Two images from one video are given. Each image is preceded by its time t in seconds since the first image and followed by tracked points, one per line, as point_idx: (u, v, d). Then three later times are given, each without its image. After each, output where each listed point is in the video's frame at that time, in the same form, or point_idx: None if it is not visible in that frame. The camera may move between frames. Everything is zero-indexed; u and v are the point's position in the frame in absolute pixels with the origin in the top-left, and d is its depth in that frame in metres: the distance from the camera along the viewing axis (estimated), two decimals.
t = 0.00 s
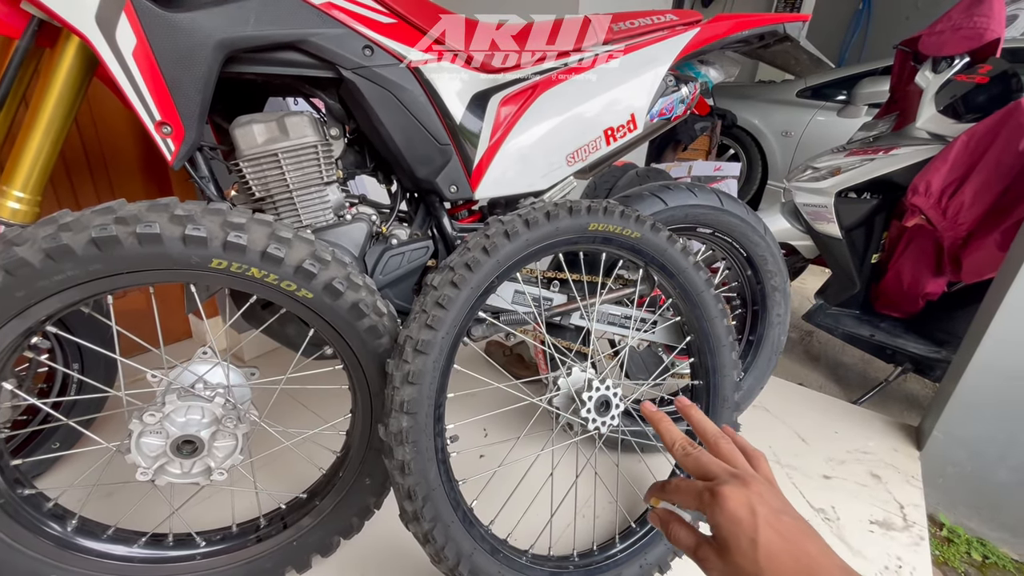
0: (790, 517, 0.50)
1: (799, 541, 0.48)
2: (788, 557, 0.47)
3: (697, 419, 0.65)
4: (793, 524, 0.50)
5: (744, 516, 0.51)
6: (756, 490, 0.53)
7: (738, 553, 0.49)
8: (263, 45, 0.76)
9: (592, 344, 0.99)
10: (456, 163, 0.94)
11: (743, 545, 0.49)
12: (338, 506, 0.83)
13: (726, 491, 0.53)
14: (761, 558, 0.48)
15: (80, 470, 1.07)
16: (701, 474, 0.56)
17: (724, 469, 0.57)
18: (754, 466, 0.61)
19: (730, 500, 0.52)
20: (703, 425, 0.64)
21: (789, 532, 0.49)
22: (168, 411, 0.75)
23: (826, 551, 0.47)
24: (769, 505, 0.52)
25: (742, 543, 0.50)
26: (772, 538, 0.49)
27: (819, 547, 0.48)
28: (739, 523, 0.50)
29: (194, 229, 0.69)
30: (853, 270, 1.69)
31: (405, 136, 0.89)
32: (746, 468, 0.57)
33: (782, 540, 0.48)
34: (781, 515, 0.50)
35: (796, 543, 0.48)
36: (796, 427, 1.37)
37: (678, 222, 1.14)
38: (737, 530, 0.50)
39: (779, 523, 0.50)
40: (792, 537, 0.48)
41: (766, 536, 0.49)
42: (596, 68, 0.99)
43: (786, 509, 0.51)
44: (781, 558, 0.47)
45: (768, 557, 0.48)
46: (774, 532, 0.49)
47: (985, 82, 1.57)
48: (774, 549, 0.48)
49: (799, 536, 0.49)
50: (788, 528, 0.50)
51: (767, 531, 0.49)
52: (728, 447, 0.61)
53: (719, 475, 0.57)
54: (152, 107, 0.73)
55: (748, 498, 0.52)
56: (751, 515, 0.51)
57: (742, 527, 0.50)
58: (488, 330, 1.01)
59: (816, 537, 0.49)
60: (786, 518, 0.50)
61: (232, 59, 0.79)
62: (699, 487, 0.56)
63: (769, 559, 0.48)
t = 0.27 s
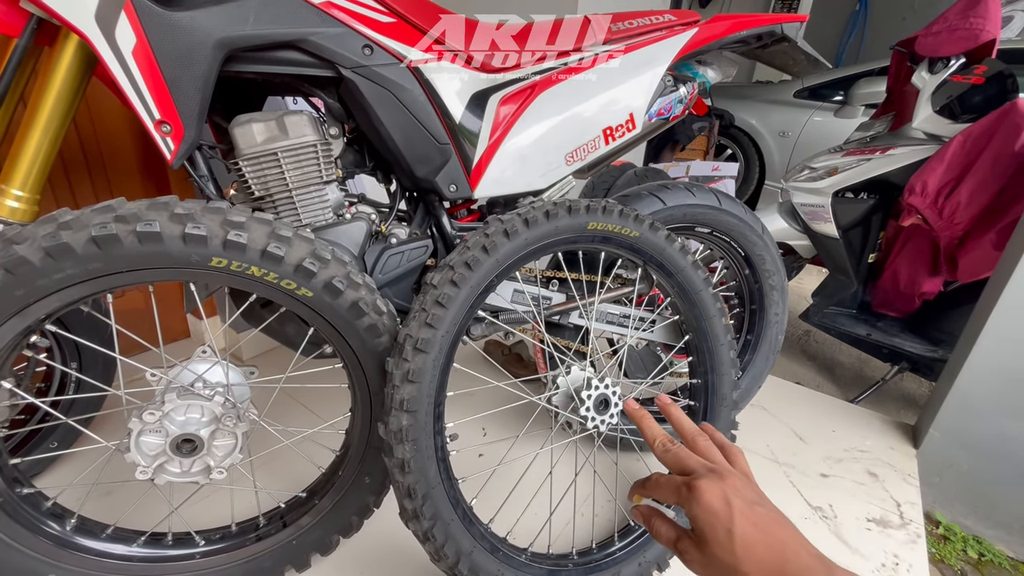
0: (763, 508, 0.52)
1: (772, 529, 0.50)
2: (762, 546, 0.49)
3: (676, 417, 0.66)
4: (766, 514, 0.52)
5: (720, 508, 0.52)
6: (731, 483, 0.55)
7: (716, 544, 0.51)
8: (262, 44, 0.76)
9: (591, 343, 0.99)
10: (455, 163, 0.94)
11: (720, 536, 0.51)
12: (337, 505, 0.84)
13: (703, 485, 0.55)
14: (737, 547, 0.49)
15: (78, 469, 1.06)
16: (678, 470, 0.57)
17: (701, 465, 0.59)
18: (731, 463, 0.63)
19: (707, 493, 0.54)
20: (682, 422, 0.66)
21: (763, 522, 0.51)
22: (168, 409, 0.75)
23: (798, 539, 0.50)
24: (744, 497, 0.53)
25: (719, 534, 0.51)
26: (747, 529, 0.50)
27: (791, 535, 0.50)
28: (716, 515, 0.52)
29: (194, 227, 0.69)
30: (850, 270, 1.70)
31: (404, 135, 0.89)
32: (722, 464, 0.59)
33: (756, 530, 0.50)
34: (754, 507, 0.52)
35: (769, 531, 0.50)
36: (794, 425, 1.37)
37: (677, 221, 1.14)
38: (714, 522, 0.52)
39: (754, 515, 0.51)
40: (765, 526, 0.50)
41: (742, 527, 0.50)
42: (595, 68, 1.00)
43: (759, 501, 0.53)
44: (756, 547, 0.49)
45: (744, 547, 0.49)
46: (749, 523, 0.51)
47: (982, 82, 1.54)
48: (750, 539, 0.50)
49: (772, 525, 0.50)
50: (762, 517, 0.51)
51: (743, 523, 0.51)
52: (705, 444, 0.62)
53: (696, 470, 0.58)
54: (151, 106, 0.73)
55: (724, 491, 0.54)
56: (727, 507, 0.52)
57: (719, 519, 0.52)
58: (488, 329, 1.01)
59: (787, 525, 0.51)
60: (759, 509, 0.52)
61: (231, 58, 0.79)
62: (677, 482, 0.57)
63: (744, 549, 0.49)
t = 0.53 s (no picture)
0: (758, 508, 0.52)
1: (769, 530, 0.50)
2: (759, 546, 0.49)
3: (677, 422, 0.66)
4: (762, 515, 0.51)
5: (715, 508, 0.52)
6: (726, 484, 0.55)
7: (711, 544, 0.50)
8: (258, 40, 0.76)
9: (590, 342, 0.99)
10: (453, 160, 0.93)
11: (716, 536, 0.50)
12: (334, 505, 0.83)
13: (697, 486, 0.55)
14: (733, 548, 0.49)
15: (72, 470, 1.05)
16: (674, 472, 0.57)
17: (698, 468, 0.59)
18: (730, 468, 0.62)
19: (701, 494, 0.54)
20: (682, 427, 0.66)
21: (759, 522, 0.50)
22: (162, 409, 0.74)
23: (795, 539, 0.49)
24: (740, 498, 0.53)
25: (715, 535, 0.51)
26: (743, 529, 0.50)
27: (787, 534, 0.49)
28: (711, 516, 0.52)
29: (189, 224, 0.68)
30: (849, 269, 1.70)
31: (402, 132, 0.88)
32: (720, 466, 0.59)
33: (752, 530, 0.50)
34: (750, 507, 0.52)
35: (765, 531, 0.50)
36: (793, 424, 1.37)
37: (676, 219, 1.14)
38: (710, 522, 0.51)
39: (750, 515, 0.51)
40: (761, 527, 0.50)
41: (738, 527, 0.50)
42: (595, 66, 0.99)
43: (756, 502, 0.53)
44: (751, 547, 0.49)
45: (740, 546, 0.49)
46: (744, 523, 0.50)
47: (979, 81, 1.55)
48: (745, 539, 0.49)
49: (767, 525, 0.50)
50: (758, 517, 0.51)
51: (739, 523, 0.50)
52: (703, 449, 0.62)
53: (692, 472, 0.58)
54: (146, 102, 0.72)
55: (719, 492, 0.53)
56: (722, 507, 0.52)
57: (714, 520, 0.51)
58: (486, 328, 1.00)
59: (784, 526, 0.50)
60: (754, 509, 0.52)
61: (227, 54, 0.78)
62: (674, 484, 0.57)
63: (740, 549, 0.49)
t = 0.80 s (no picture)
0: (758, 511, 0.51)
1: (770, 533, 0.49)
2: (759, 549, 0.48)
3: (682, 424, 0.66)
4: (764, 518, 0.51)
5: (715, 510, 0.52)
6: (727, 487, 0.54)
7: (709, 544, 0.50)
8: (253, 39, 0.75)
9: (587, 343, 0.98)
10: (450, 160, 0.92)
11: (715, 537, 0.50)
12: (331, 508, 0.82)
13: (697, 487, 0.54)
14: (732, 548, 0.49)
15: (64, 474, 1.04)
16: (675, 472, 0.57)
17: (698, 469, 0.59)
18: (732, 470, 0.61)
19: (701, 496, 0.53)
20: (685, 427, 0.66)
21: (759, 524, 0.50)
22: (156, 412, 0.73)
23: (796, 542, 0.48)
24: (741, 500, 0.53)
25: (714, 535, 0.50)
26: (743, 531, 0.50)
27: (787, 537, 0.49)
28: (711, 517, 0.51)
29: (182, 225, 0.67)
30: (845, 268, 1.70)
31: (399, 132, 0.88)
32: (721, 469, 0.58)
33: (752, 532, 0.49)
34: (751, 509, 0.51)
35: (765, 533, 0.49)
36: (790, 424, 1.37)
37: (673, 220, 1.13)
38: (709, 523, 0.51)
39: (751, 517, 0.51)
40: (761, 529, 0.49)
41: (738, 529, 0.50)
42: (595, 65, 0.99)
43: (757, 505, 0.52)
44: (750, 548, 0.48)
45: (739, 547, 0.49)
46: (744, 525, 0.50)
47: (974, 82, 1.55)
48: (744, 541, 0.49)
49: (768, 528, 0.49)
50: (758, 520, 0.51)
51: (739, 525, 0.50)
52: (705, 452, 0.62)
53: (693, 474, 0.58)
54: (138, 100, 0.71)
55: (720, 494, 0.53)
56: (722, 509, 0.52)
57: (713, 521, 0.51)
58: (483, 328, 0.99)
59: (786, 530, 0.50)
60: (755, 512, 0.51)
61: (221, 52, 0.77)
62: (674, 484, 0.57)
63: (740, 550, 0.48)
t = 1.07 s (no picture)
0: (788, 499, 0.51)
1: (794, 524, 0.50)
2: (779, 537, 0.49)
3: (736, 393, 0.60)
4: (793, 507, 0.51)
5: (744, 489, 0.52)
6: (762, 470, 0.53)
7: (732, 519, 0.51)
8: (248, 41, 0.75)
9: (584, 344, 0.99)
10: (446, 162, 0.92)
11: (738, 514, 0.51)
12: (327, 511, 0.82)
13: (732, 462, 0.54)
14: (754, 532, 0.50)
15: (59, 477, 1.04)
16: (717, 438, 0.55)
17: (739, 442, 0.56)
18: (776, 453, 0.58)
19: (733, 473, 0.53)
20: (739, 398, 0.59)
21: (785, 513, 0.51)
22: (151, 415, 0.73)
23: (819, 538, 0.50)
24: (773, 485, 0.52)
25: (739, 512, 0.51)
26: (768, 517, 0.50)
27: (811, 533, 0.50)
28: (740, 498, 0.52)
29: (177, 228, 0.67)
30: (840, 269, 1.71)
31: (394, 134, 0.88)
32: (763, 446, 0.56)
33: (776, 519, 0.50)
34: (782, 498, 0.51)
35: (789, 523, 0.50)
36: (785, 424, 1.38)
37: (669, 221, 1.14)
38: (735, 499, 0.52)
39: (779, 505, 0.51)
40: (786, 519, 0.50)
41: (762, 515, 0.51)
42: (595, 66, 0.99)
43: (788, 492, 0.52)
44: (771, 534, 0.50)
45: (760, 530, 0.50)
46: (769, 510, 0.51)
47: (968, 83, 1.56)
48: (767, 523, 0.50)
49: (794, 519, 0.50)
50: (785, 509, 0.51)
51: (765, 511, 0.51)
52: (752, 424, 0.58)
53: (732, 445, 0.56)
54: (133, 103, 0.71)
55: (754, 479, 0.52)
56: (751, 489, 0.52)
57: (741, 499, 0.52)
58: (480, 330, 0.99)
59: (811, 523, 0.51)
60: (785, 500, 0.51)
61: (216, 54, 0.77)
62: (712, 452, 0.55)
63: (761, 535, 0.50)
